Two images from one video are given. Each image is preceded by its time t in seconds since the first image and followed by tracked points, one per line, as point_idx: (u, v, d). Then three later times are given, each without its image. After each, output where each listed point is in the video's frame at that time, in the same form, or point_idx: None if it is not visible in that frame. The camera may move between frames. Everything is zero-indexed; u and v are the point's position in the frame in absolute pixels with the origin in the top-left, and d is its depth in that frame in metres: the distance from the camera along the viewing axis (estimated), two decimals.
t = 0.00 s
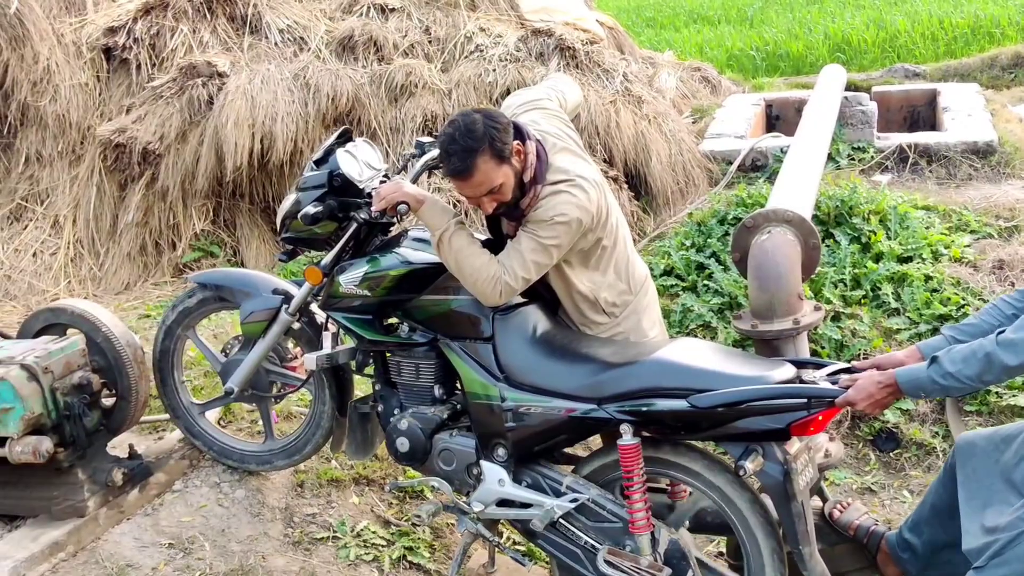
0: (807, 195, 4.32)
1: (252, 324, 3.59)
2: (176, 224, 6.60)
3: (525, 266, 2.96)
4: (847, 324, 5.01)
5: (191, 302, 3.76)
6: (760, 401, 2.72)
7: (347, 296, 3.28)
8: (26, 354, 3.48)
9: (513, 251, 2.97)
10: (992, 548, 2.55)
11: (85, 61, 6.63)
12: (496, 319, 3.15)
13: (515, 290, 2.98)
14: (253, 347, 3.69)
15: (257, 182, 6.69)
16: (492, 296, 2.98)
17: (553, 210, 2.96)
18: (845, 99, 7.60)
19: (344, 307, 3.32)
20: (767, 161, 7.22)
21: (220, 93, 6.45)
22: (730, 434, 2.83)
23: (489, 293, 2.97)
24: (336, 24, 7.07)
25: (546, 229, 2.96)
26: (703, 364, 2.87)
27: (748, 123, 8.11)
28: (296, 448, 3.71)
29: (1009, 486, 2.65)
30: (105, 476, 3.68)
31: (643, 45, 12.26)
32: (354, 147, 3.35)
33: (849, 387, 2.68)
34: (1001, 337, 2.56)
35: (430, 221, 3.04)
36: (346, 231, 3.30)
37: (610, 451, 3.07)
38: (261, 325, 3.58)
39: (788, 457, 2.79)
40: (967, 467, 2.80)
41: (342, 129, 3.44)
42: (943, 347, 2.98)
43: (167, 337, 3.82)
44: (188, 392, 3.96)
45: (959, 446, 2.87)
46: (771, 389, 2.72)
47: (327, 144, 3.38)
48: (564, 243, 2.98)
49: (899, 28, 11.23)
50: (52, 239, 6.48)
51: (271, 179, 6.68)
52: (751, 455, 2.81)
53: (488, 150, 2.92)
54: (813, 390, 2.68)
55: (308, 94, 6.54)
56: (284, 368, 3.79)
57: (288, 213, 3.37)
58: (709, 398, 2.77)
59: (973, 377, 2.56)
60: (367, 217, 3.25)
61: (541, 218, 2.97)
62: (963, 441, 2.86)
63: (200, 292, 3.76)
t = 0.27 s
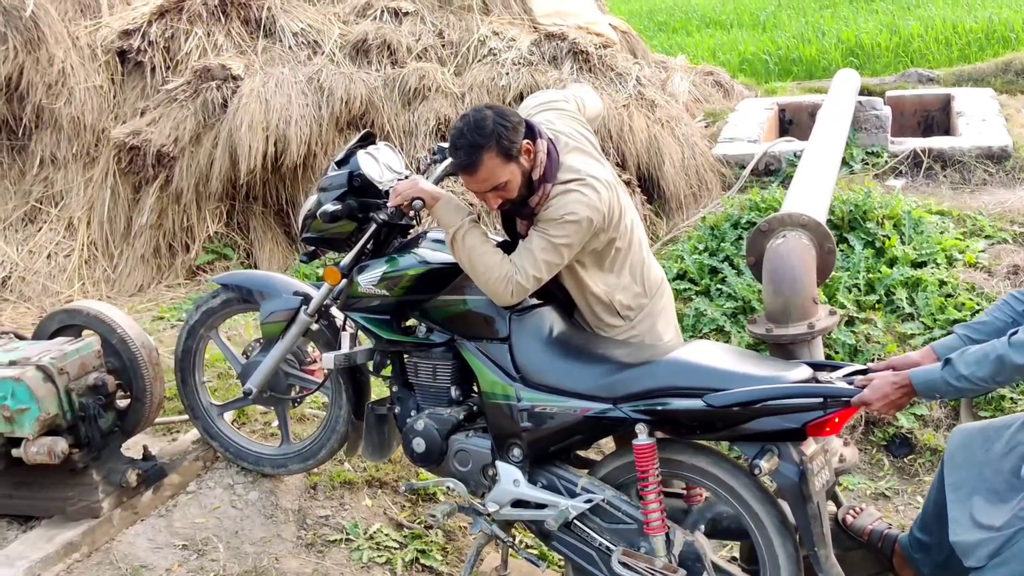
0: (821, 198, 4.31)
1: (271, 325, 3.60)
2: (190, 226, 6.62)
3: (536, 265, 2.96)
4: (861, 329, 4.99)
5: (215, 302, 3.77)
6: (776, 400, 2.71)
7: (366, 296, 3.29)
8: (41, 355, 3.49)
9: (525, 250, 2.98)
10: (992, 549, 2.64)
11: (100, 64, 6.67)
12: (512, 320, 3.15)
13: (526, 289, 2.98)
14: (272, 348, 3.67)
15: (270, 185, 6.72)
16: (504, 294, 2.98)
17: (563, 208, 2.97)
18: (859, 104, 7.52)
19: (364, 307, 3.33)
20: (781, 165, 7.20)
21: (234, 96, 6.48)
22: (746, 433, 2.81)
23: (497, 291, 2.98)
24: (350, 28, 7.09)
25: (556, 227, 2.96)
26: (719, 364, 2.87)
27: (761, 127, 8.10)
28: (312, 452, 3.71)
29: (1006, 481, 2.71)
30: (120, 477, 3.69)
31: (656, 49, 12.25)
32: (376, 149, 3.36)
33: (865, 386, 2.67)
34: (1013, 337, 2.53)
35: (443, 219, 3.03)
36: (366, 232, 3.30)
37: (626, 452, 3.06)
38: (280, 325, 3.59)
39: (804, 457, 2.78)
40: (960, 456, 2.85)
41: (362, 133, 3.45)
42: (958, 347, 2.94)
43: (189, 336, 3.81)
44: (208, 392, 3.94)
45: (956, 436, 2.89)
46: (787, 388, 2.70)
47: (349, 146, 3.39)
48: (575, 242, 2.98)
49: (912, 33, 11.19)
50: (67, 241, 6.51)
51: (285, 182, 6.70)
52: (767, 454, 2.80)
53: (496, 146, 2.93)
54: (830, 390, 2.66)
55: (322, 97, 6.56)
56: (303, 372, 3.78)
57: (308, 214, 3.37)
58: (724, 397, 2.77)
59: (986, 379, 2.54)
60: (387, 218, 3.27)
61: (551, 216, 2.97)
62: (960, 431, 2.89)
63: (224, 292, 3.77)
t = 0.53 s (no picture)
0: (834, 203, 4.30)
1: (291, 326, 3.63)
2: (201, 230, 6.64)
3: (553, 257, 2.97)
4: (872, 335, 4.98)
5: (239, 303, 3.80)
6: (790, 400, 2.71)
7: (383, 297, 3.31)
8: (54, 357, 3.51)
9: (542, 242, 2.98)
10: (981, 543, 2.66)
11: (113, 68, 6.71)
12: (528, 321, 3.15)
13: (545, 282, 2.99)
14: (290, 351, 3.69)
15: (282, 189, 6.74)
16: (523, 290, 3.00)
17: (577, 198, 2.97)
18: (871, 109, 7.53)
19: (380, 309, 3.34)
20: (792, 171, 7.19)
21: (246, 100, 6.50)
22: (759, 436, 2.81)
23: (516, 284, 2.99)
24: (362, 33, 7.12)
25: (571, 217, 2.96)
26: (734, 366, 2.87)
27: (772, 133, 8.09)
28: (324, 458, 3.72)
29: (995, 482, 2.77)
30: (132, 479, 3.70)
31: (666, 55, 12.26)
32: (397, 154, 3.38)
33: (878, 387, 2.68)
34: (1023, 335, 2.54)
35: (458, 215, 3.07)
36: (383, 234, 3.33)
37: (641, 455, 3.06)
38: (299, 326, 3.62)
39: (817, 459, 2.76)
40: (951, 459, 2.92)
41: (386, 137, 3.47)
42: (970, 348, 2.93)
43: (212, 337, 3.85)
44: (226, 393, 3.96)
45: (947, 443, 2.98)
46: (801, 389, 2.71)
47: (370, 149, 3.41)
48: (591, 232, 2.97)
49: (924, 39, 11.17)
50: (79, 244, 6.55)
51: (296, 186, 6.72)
52: (779, 456, 2.78)
53: (499, 127, 2.97)
54: (843, 391, 2.67)
55: (334, 101, 6.59)
56: (321, 378, 3.78)
57: (328, 216, 3.40)
58: (738, 397, 2.77)
59: (999, 377, 2.53)
60: (405, 222, 3.27)
61: (566, 207, 2.97)
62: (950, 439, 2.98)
63: (248, 295, 3.80)
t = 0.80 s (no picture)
0: (844, 210, 4.29)
1: (307, 328, 3.64)
2: (211, 235, 6.66)
3: (564, 250, 2.97)
4: (882, 343, 4.96)
5: (259, 305, 3.82)
6: (803, 402, 2.70)
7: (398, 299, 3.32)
8: (66, 362, 3.52)
9: (554, 237, 2.98)
10: (983, 546, 2.67)
11: (124, 73, 6.74)
12: (542, 323, 3.17)
13: (555, 277, 2.98)
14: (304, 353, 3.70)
15: (292, 194, 6.76)
16: (534, 285, 2.99)
17: (587, 191, 2.97)
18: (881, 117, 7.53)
19: (395, 311, 3.34)
20: (801, 178, 7.18)
21: (257, 105, 6.52)
22: (771, 437, 2.79)
23: (523, 278, 2.98)
24: (372, 39, 7.15)
25: (581, 211, 2.97)
26: (746, 369, 2.87)
27: (781, 140, 8.08)
28: (333, 464, 3.73)
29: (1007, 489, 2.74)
30: (142, 484, 3.71)
31: (675, 61, 12.26)
32: (415, 158, 3.38)
33: (891, 389, 2.66)
34: None
35: (468, 213, 3.08)
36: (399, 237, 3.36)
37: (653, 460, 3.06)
38: (314, 329, 3.63)
39: (830, 462, 2.74)
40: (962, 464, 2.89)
41: (406, 143, 3.48)
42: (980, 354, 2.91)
43: (230, 339, 3.87)
44: (242, 396, 4.00)
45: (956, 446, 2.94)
46: (813, 391, 2.70)
47: (390, 153, 3.42)
48: (602, 227, 2.97)
49: (933, 47, 11.15)
50: (89, 248, 6.58)
51: (306, 191, 6.74)
52: (791, 458, 2.77)
53: (501, 111, 3.01)
54: (855, 392, 2.66)
55: (344, 107, 6.60)
56: (335, 384, 3.79)
57: (345, 217, 3.41)
58: (750, 399, 2.76)
59: (1008, 380, 2.52)
60: (420, 226, 3.29)
61: (577, 202, 2.98)
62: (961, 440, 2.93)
63: (267, 297, 3.82)
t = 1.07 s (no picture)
0: (849, 215, 4.30)
1: (311, 332, 3.65)
2: (217, 238, 6.68)
3: (576, 247, 2.97)
4: (886, 349, 4.97)
5: (264, 309, 3.84)
6: (807, 412, 2.72)
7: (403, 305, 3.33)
8: (73, 364, 3.53)
9: (566, 236, 2.99)
10: None
11: (131, 76, 6.76)
12: (546, 330, 3.16)
13: (568, 273, 2.98)
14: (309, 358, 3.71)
15: (298, 198, 6.78)
16: (549, 281, 2.99)
17: (598, 188, 2.99)
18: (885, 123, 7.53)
19: (400, 317, 3.37)
20: (806, 184, 7.19)
21: (263, 109, 6.54)
22: (776, 446, 2.79)
23: (534, 274, 2.99)
24: (378, 43, 7.17)
25: (593, 208, 2.98)
26: (750, 377, 2.88)
27: (785, 146, 8.09)
28: (338, 468, 3.74)
29: None
30: (148, 486, 3.72)
31: (679, 66, 12.28)
32: (420, 164, 3.38)
33: (895, 399, 2.66)
34: None
35: (477, 217, 3.09)
36: (403, 243, 3.37)
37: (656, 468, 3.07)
38: (318, 334, 3.64)
39: (834, 472, 2.74)
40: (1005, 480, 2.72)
41: (410, 148, 3.48)
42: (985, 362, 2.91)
43: (236, 343, 3.90)
44: (247, 399, 4.01)
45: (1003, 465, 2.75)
46: (818, 400, 2.71)
47: (394, 158, 3.41)
48: (614, 224, 2.98)
49: (937, 53, 11.16)
50: (95, 251, 6.60)
51: (311, 195, 6.76)
52: (796, 467, 2.77)
53: (514, 95, 3.06)
54: (860, 403, 2.66)
55: (350, 111, 6.62)
56: (339, 388, 3.79)
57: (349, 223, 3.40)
58: (755, 407, 2.78)
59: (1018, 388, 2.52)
60: (425, 231, 3.31)
61: (589, 199, 2.99)
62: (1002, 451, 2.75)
63: (272, 302, 3.83)
